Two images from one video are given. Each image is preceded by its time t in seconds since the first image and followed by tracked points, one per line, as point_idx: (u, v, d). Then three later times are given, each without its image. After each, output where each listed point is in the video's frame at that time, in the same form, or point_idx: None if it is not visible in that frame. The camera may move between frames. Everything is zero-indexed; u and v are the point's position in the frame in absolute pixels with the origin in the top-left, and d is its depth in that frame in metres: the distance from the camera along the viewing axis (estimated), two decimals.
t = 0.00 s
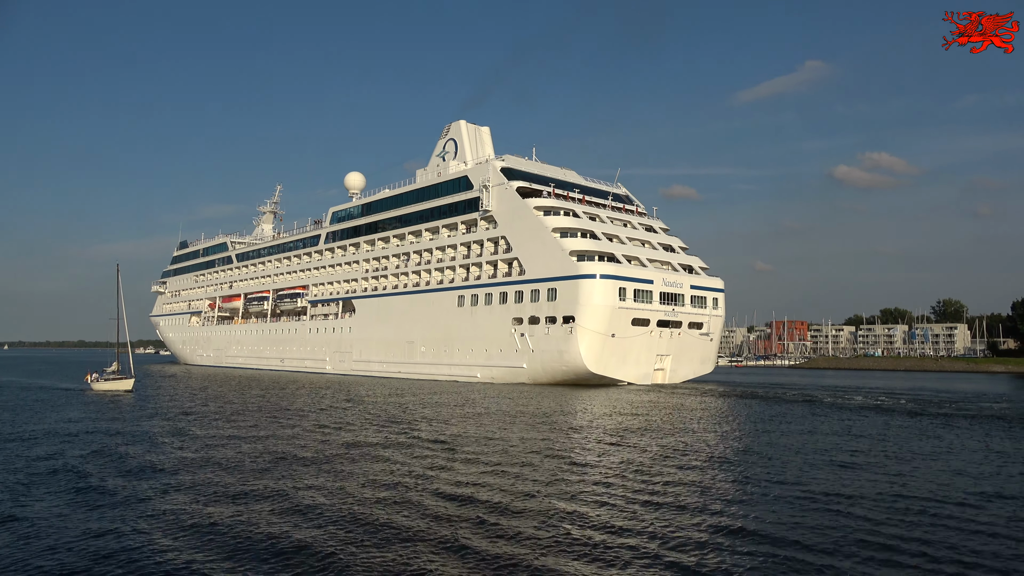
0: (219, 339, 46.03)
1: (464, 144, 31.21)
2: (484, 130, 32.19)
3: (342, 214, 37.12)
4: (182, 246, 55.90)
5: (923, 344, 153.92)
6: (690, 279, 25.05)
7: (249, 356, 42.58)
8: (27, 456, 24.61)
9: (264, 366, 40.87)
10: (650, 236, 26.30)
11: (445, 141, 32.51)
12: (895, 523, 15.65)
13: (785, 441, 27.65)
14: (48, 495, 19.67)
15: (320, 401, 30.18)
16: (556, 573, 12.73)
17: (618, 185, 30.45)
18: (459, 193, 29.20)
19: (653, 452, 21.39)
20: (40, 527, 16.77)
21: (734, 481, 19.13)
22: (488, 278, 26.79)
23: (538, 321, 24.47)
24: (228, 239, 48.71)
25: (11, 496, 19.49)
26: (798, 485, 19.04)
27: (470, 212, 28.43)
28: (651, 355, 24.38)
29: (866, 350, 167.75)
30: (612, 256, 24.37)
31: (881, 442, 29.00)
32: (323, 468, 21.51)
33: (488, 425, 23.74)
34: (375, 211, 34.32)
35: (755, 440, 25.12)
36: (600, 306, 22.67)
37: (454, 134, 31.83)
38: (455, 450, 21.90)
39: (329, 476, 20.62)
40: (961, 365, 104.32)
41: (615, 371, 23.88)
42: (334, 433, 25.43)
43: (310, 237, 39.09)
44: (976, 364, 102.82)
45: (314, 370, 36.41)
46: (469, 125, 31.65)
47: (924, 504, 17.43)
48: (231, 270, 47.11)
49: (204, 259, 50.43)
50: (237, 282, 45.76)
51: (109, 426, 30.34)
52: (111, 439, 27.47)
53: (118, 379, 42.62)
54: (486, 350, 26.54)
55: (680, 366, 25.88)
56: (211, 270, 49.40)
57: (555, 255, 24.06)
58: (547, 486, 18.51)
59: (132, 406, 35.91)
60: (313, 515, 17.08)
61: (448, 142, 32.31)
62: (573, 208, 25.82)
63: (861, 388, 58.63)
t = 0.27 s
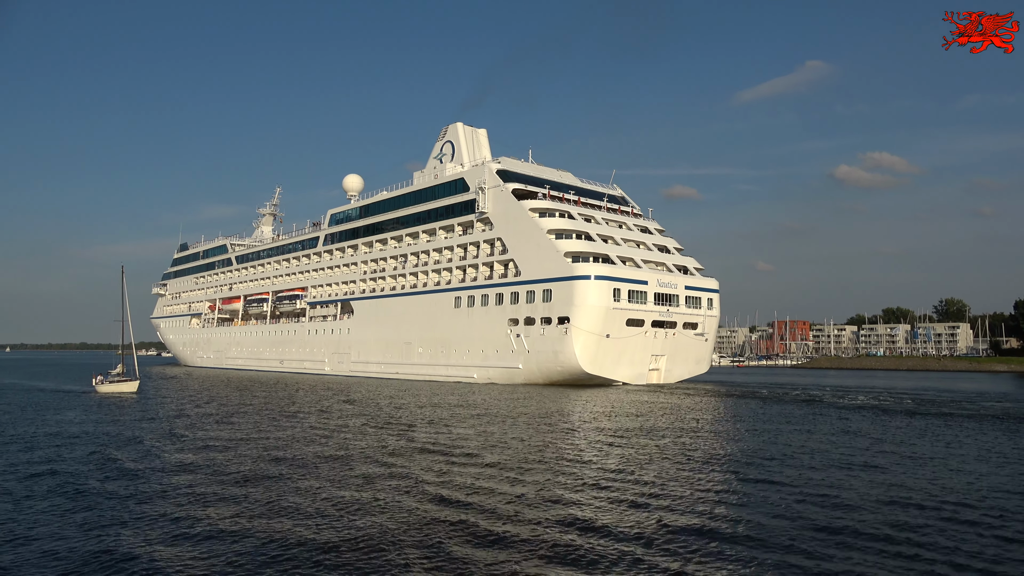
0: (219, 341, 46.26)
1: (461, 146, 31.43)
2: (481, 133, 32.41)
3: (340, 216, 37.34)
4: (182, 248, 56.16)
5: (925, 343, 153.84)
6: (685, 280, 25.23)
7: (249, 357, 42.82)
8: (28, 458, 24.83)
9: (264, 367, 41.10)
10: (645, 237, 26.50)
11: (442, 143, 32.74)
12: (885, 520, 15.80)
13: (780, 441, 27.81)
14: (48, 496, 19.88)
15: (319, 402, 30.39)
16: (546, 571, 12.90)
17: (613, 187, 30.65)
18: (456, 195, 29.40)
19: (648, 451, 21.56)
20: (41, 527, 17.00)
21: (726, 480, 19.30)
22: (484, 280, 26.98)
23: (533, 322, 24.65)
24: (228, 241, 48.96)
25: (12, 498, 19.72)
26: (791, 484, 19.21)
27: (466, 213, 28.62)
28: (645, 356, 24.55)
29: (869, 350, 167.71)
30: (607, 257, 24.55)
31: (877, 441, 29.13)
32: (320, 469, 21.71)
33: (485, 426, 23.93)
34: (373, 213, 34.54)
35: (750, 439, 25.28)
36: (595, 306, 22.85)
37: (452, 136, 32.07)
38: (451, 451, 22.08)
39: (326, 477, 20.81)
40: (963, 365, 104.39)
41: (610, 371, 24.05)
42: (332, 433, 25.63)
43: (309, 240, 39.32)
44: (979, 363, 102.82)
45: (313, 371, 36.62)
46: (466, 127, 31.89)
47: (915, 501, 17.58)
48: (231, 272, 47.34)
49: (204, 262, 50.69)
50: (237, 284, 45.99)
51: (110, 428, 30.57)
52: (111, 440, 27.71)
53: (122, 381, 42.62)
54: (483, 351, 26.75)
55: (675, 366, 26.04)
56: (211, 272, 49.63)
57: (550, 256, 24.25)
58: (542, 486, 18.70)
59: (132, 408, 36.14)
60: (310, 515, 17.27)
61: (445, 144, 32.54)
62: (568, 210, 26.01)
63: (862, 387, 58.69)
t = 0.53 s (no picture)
0: (221, 341, 46.50)
1: (461, 148, 31.61)
2: (481, 135, 32.59)
3: (341, 217, 37.56)
4: (185, 249, 56.47)
5: (929, 345, 153.42)
6: (682, 281, 25.35)
7: (250, 357, 43.05)
8: (31, 456, 25.07)
9: (265, 367, 41.33)
10: (642, 239, 26.65)
11: (442, 145, 32.93)
12: (877, 522, 15.91)
13: (778, 442, 27.90)
14: (50, 494, 20.10)
15: (319, 402, 30.60)
16: (539, 570, 13.05)
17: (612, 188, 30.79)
18: (455, 197, 29.58)
19: (644, 452, 21.69)
20: (44, 524, 17.26)
21: (721, 481, 19.43)
22: (482, 281, 27.15)
23: (531, 322, 24.80)
24: (230, 242, 49.22)
25: (14, 496, 19.94)
26: (785, 484, 19.33)
27: (465, 215, 28.80)
28: (642, 357, 24.68)
29: (872, 351, 167.36)
30: (604, 258, 24.70)
31: (875, 443, 29.19)
32: (320, 468, 21.90)
33: (483, 426, 24.12)
34: (373, 214, 34.75)
35: (747, 440, 25.40)
36: (591, 307, 23.00)
37: (452, 138, 32.27)
38: (449, 450, 22.27)
39: (325, 476, 21.01)
40: (968, 367, 104.14)
41: (607, 372, 24.19)
42: (331, 433, 25.82)
43: (310, 240, 39.54)
44: (983, 365, 102.52)
45: (313, 371, 36.83)
46: (466, 129, 32.08)
47: (908, 503, 17.68)
48: (232, 273, 47.58)
49: (206, 262, 50.96)
50: (239, 284, 46.25)
51: (112, 427, 30.81)
52: (114, 439, 27.98)
53: (127, 382, 42.41)
54: (481, 351, 26.95)
55: (672, 367, 26.14)
56: (213, 273, 49.91)
57: (548, 257, 24.41)
58: (539, 485, 18.86)
59: (135, 407, 36.44)
60: (307, 514, 17.45)
61: (445, 146, 32.75)
62: (566, 211, 26.18)
63: (865, 389, 58.63)
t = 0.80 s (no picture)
0: (223, 342, 46.84)
1: (461, 150, 31.86)
2: (481, 137, 32.83)
3: (342, 219, 37.85)
4: (189, 250, 56.84)
5: (933, 348, 152.98)
6: (679, 284, 25.54)
7: (252, 358, 43.37)
8: (35, 455, 25.39)
9: (267, 367, 41.64)
10: (640, 242, 26.85)
11: (443, 147, 33.19)
12: (869, 525, 16.08)
13: (775, 444, 28.05)
14: (54, 493, 20.39)
15: (319, 403, 30.89)
16: (532, 571, 13.27)
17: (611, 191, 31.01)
18: (455, 200, 29.82)
19: (639, 454, 21.88)
20: (46, 523, 17.55)
21: (716, 483, 19.61)
22: (481, 283, 27.37)
23: (529, 324, 25.02)
24: (233, 243, 49.56)
25: (18, 495, 20.24)
26: (780, 486, 19.51)
27: (464, 217, 29.05)
28: (639, 359, 24.85)
29: (877, 353, 166.98)
30: (601, 261, 24.91)
31: (872, 446, 29.31)
32: (318, 468, 22.15)
33: (481, 427, 24.36)
34: (374, 216, 35.01)
35: (743, 442, 25.58)
36: (588, 310, 23.20)
37: (452, 141, 32.53)
38: (446, 451, 22.49)
39: (325, 475, 21.26)
40: (973, 369, 103.88)
41: (604, 374, 24.38)
42: (332, 433, 26.08)
43: (312, 242, 39.84)
44: (988, 368, 102.23)
45: (314, 372, 37.11)
46: (466, 132, 32.32)
47: (901, 507, 17.84)
48: (235, 274, 47.91)
49: (209, 263, 51.30)
50: (241, 285, 46.57)
51: (115, 427, 31.15)
52: (116, 439, 28.29)
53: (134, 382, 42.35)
54: (479, 353, 27.21)
55: (669, 369, 26.29)
56: (216, 274, 50.25)
57: (545, 260, 24.63)
58: (535, 486, 19.07)
59: (138, 407, 36.77)
60: (307, 513, 17.71)
61: (445, 148, 33.00)
62: (564, 214, 26.40)
63: (868, 391, 58.64)
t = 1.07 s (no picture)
0: (226, 343, 47.17)
1: (461, 154, 32.12)
2: (481, 141, 33.09)
3: (343, 222, 38.13)
4: (192, 252, 57.22)
5: (938, 351, 152.49)
6: (676, 287, 25.71)
7: (254, 360, 43.66)
8: (39, 456, 25.70)
9: (269, 369, 41.93)
10: (637, 245, 27.05)
11: (443, 151, 33.45)
12: (860, 529, 16.26)
13: (772, 446, 28.20)
14: (57, 493, 20.68)
15: (320, 405, 31.14)
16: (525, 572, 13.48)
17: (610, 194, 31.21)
18: (454, 203, 30.07)
19: (635, 456, 22.08)
20: (49, 522, 17.83)
21: (710, 485, 19.78)
22: (480, 285, 27.60)
23: (526, 327, 25.23)
24: (235, 245, 49.90)
25: (22, 494, 20.54)
26: (774, 489, 19.69)
27: (463, 221, 29.29)
28: (636, 361, 25.01)
29: (881, 357, 166.56)
30: (598, 264, 25.10)
31: (870, 449, 29.41)
32: (318, 469, 22.39)
33: (479, 429, 24.58)
34: (375, 219, 35.28)
35: (740, 443, 25.76)
36: (585, 313, 23.39)
37: (452, 144, 32.79)
38: (444, 453, 22.70)
39: (324, 476, 21.49)
40: (978, 373, 103.59)
41: (601, 376, 24.56)
42: (331, 435, 26.34)
43: (313, 245, 40.15)
44: (993, 372, 101.91)
45: (315, 374, 37.37)
46: (466, 136, 32.59)
47: (894, 511, 18.00)
48: (237, 276, 48.26)
49: (212, 265, 51.65)
50: (243, 288, 46.91)
51: (118, 428, 31.46)
52: (119, 440, 28.59)
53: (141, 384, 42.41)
54: (478, 355, 27.47)
55: (666, 372, 26.44)
56: (219, 276, 50.60)
57: (543, 263, 24.84)
58: (531, 488, 19.26)
59: (140, 409, 37.09)
60: (305, 514, 17.94)
61: (446, 152, 33.27)
62: (562, 218, 26.61)
63: (870, 394, 58.63)
